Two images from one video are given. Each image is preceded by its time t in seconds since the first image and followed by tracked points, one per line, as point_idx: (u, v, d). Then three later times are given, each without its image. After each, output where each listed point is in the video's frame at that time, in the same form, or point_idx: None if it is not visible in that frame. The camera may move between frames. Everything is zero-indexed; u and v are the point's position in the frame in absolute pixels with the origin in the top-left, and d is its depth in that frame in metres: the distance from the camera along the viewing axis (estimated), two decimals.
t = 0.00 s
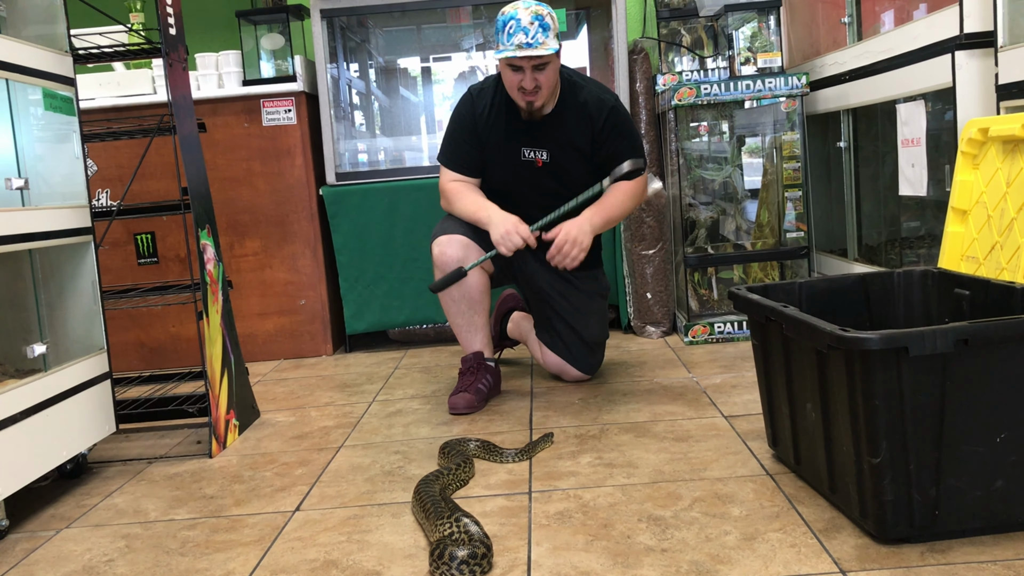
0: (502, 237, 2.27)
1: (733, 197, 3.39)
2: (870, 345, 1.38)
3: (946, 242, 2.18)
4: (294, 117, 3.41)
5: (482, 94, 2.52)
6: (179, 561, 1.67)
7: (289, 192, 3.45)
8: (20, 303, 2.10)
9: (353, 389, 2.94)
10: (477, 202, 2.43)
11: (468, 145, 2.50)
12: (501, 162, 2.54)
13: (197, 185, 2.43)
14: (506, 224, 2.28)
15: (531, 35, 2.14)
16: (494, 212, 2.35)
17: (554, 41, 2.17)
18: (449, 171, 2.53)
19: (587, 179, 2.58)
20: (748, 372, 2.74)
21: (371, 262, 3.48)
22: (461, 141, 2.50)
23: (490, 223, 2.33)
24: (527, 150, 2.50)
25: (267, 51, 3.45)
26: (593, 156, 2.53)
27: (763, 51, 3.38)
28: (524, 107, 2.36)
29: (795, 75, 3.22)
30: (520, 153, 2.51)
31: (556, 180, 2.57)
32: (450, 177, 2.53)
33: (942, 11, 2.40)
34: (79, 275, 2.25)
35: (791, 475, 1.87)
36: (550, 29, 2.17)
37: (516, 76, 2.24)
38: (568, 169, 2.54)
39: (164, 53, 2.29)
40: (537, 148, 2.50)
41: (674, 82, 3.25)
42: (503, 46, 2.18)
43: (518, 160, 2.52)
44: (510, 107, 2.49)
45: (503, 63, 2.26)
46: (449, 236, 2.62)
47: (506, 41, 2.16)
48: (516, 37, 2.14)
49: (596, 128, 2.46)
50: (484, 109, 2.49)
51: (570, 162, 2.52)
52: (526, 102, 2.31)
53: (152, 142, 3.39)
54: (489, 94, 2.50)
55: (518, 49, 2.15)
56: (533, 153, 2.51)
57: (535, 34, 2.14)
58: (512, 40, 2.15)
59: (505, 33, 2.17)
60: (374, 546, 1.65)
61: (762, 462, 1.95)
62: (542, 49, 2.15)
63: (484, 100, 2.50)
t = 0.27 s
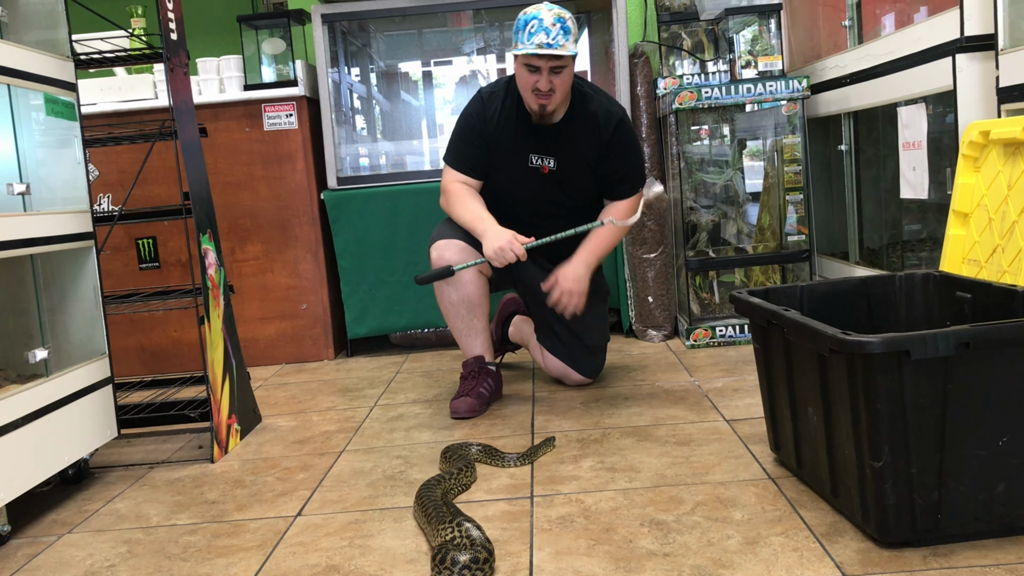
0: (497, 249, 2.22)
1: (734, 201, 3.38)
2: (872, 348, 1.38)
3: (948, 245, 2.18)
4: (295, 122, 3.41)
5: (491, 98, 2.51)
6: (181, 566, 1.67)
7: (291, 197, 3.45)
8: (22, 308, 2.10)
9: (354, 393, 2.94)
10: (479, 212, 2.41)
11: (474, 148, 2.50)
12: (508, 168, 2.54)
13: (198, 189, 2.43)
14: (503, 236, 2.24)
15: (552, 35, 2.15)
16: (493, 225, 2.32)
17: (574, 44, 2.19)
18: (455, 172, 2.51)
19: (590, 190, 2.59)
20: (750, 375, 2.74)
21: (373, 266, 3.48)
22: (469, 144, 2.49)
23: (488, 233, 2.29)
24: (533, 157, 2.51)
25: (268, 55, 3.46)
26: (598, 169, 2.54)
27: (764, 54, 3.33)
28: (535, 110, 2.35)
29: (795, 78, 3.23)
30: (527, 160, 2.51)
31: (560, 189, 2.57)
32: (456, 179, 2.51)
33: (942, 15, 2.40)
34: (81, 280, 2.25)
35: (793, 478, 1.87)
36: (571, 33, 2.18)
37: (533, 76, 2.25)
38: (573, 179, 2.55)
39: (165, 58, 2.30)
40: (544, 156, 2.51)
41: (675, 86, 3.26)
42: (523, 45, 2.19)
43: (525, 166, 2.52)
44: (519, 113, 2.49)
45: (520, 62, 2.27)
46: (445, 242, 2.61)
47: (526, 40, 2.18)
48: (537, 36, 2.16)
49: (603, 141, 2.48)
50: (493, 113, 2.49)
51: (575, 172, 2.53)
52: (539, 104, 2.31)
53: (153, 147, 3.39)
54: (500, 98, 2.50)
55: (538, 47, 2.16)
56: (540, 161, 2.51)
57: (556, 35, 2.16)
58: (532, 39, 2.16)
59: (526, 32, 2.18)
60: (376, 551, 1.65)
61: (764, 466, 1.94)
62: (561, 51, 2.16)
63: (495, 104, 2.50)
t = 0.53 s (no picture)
0: (500, 259, 2.24)
1: (736, 205, 3.40)
2: (874, 353, 1.38)
3: (950, 249, 2.18)
4: (298, 127, 3.42)
5: (505, 108, 2.51)
6: (184, 571, 1.68)
7: (293, 202, 3.46)
8: (25, 312, 2.12)
9: (357, 398, 2.94)
10: (480, 216, 2.41)
11: (481, 157, 2.50)
12: (513, 180, 2.54)
13: (201, 195, 2.44)
14: (505, 245, 2.26)
15: (583, 52, 2.11)
16: (496, 230, 2.33)
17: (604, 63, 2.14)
18: (457, 177, 2.53)
19: (592, 211, 2.61)
20: (752, 380, 2.73)
21: (375, 271, 3.48)
22: (478, 152, 2.49)
23: (491, 239, 2.30)
24: (541, 173, 2.51)
25: (271, 60, 3.46)
26: (602, 192, 2.56)
27: (766, 58, 3.34)
28: (555, 124, 2.31)
29: (797, 82, 3.21)
30: (533, 174, 2.51)
31: (562, 208, 2.58)
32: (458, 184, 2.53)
33: (943, 19, 2.41)
34: (85, 285, 2.25)
35: (796, 482, 1.86)
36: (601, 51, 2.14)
37: (558, 91, 2.20)
38: (577, 198, 2.56)
39: (168, 64, 2.30)
40: (551, 172, 2.51)
41: (677, 90, 3.27)
42: (552, 58, 2.15)
43: (530, 180, 2.52)
44: (531, 127, 2.48)
45: (546, 75, 2.22)
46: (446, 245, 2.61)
47: (557, 54, 2.13)
48: (568, 52, 2.11)
49: (610, 166, 2.50)
50: (505, 125, 2.49)
51: (579, 192, 2.54)
52: (560, 118, 2.27)
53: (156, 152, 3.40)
54: (514, 110, 2.50)
55: (568, 63, 2.11)
56: (546, 177, 2.51)
57: (588, 52, 2.11)
58: (563, 53, 2.12)
59: (558, 46, 2.13)
60: (379, 556, 1.65)
61: (767, 470, 1.94)
62: (592, 69, 2.11)
63: (509, 115, 2.49)
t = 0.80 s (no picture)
0: (499, 264, 2.26)
1: (741, 208, 3.39)
2: (879, 356, 1.38)
3: (955, 252, 2.18)
4: (301, 130, 3.43)
5: (526, 125, 2.49)
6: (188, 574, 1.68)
7: (297, 205, 3.47)
8: (30, 316, 2.13)
9: (360, 402, 2.94)
10: (480, 218, 2.42)
11: (494, 171, 2.49)
12: (524, 196, 2.54)
13: (204, 199, 2.44)
14: (502, 250, 2.27)
15: (615, 81, 2.11)
16: (494, 233, 2.33)
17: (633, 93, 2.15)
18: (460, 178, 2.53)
19: (597, 232, 2.65)
20: (756, 384, 2.73)
21: (378, 275, 3.48)
22: (492, 166, 2.48)
23: (490, 242, 2.31)
24: (554, 193, 2.52)
25: (275, 64, 3.50)
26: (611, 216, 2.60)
27: (770, 62, 3.32)
28: (579, 147, 2.33)
29: (801, 86, 3.22)
30: (546, 193, 2.52)
31: (570, 228, 2.61)
32: (459, 185, 2.53)
33: (947, 23, 2.40)
34: (88, 288, 2.25)
35: (800, 487, 1.86)
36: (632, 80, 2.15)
37: (586, 116, 2.21)
38: (586, 220, 2.59)
39: (172, 68, 2.31)
40: (565, 194, 2.52)
41: (681, 94, 3.26)
42: (583, 83, 2.14)
43: (542, 199, 2.53)
44: (549, 147, 2.48)
45: (575, 100, 2.22)
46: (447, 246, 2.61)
47: (588, 79, 2.13)
48: (600, 79, 2.11)
49: (622, 194, 2.54)
50: (523, 142, 2.49)
51: (589, 215, 2.57)
52: (584, 142, 2.29)
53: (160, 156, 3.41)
54: (535, 127, 2.49)
55: (598, 90, 2.11)
56: (559, 197, 2.52)
57: (619, 81, 2.12)
58: (594, 80, 2.12)
59: (590, 72, 2.12)
60: (382, 560, 1.65)
61: (771, 474, 1.94)
62: (622, 98, 2.12)
63: (529, 133, 2.49)
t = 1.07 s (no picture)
0: (496, 274, 2.31)
1: (744, 210, 3.38)
2: (882, 358, 1.38)
3: (959, 254, 2.17)
4: (305, 132, 3.43)
5: (547, 149, 2.47)
6: None
7: (300, 207, 3.47)
8: (33, 318, 2.12)
9: (363, 404, 2.94)
10: (483, 224, 2.45)
11: (506, 188, 2.51)
12: (536, 216, 2.54)
13: (208, 200, 2.44)
14: (500, 257, 2.32)
15: (647, 120, 2.13)
16: (494, 240, 2.38)
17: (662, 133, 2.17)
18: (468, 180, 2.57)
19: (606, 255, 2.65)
20: (760, 386, 2.72)
21: (381, 277, 3.49)
22: (505, 183, 2.50)
23: (489, 249, 2.35)
24: (567, 218, 2.52)
25: (279, 66, 3.50)
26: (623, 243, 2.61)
27: (773, 63, 3.32)
28: (600, 179, 2.34)
29: (805, 87, 3.22)
30: (559, 217, 2.52)
31: (579, 251, 2.60)
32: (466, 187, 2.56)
33: (951, 25, 2.40)
34: (92, 290, 2.26)
35: (804, 489, 1.85)
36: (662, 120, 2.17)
37: (613, 151, 2.21)
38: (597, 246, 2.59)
39: (176, 70, 2.31)
40: (579, 221, 2.51)
41: (684, 95, 3.24)
42: (614, 118, 2.14)
43: (554, 221, 2.53)
44: (569, 173, 2.46)
45: (605, 134, 2.22)
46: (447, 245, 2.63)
47: (620, 116, 2.13)
48: (633, 117, 2.12)
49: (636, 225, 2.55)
50: (541, 166, 2.47)
51: (601, 242, 2.57)
52: (607, 176, 2.30)
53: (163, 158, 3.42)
54: (558, 150, 2.46)
55: (629, 127, 2.12)
56: (572, 223, 2.52)
57: (650, 121, 2.13)
58: (627, 117, 2.12)
59: (623, 107, 2.13)
60: (385, 562, 1.65)
61: (775, 477, 1.93)
62: (650, 138, 2.14)
63: (549, 155, 2.47)
